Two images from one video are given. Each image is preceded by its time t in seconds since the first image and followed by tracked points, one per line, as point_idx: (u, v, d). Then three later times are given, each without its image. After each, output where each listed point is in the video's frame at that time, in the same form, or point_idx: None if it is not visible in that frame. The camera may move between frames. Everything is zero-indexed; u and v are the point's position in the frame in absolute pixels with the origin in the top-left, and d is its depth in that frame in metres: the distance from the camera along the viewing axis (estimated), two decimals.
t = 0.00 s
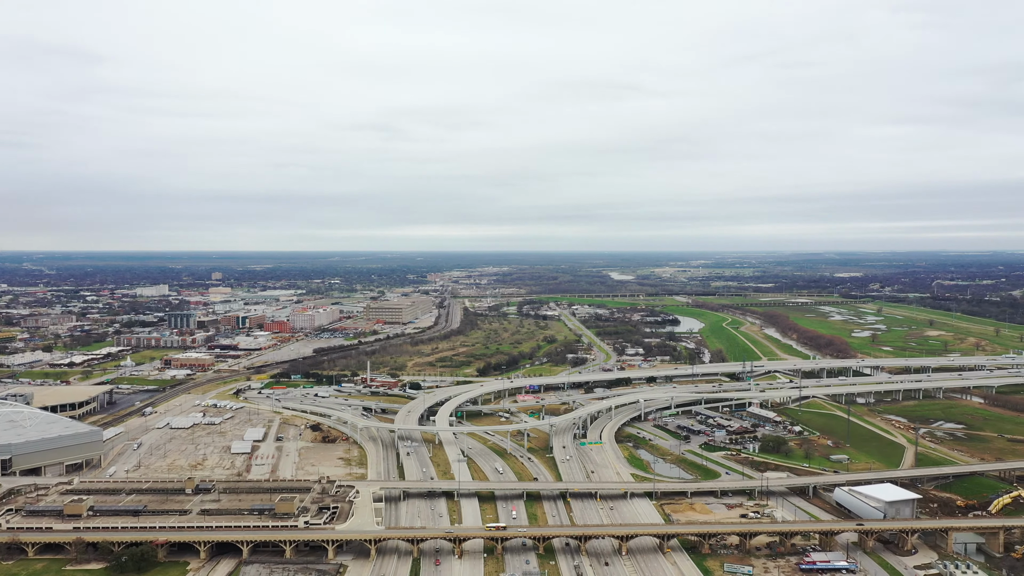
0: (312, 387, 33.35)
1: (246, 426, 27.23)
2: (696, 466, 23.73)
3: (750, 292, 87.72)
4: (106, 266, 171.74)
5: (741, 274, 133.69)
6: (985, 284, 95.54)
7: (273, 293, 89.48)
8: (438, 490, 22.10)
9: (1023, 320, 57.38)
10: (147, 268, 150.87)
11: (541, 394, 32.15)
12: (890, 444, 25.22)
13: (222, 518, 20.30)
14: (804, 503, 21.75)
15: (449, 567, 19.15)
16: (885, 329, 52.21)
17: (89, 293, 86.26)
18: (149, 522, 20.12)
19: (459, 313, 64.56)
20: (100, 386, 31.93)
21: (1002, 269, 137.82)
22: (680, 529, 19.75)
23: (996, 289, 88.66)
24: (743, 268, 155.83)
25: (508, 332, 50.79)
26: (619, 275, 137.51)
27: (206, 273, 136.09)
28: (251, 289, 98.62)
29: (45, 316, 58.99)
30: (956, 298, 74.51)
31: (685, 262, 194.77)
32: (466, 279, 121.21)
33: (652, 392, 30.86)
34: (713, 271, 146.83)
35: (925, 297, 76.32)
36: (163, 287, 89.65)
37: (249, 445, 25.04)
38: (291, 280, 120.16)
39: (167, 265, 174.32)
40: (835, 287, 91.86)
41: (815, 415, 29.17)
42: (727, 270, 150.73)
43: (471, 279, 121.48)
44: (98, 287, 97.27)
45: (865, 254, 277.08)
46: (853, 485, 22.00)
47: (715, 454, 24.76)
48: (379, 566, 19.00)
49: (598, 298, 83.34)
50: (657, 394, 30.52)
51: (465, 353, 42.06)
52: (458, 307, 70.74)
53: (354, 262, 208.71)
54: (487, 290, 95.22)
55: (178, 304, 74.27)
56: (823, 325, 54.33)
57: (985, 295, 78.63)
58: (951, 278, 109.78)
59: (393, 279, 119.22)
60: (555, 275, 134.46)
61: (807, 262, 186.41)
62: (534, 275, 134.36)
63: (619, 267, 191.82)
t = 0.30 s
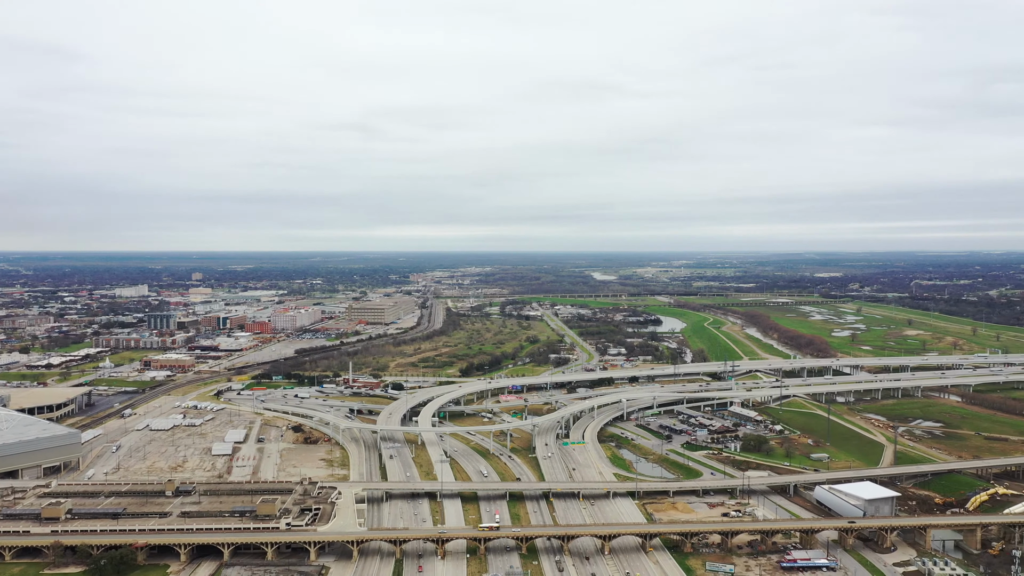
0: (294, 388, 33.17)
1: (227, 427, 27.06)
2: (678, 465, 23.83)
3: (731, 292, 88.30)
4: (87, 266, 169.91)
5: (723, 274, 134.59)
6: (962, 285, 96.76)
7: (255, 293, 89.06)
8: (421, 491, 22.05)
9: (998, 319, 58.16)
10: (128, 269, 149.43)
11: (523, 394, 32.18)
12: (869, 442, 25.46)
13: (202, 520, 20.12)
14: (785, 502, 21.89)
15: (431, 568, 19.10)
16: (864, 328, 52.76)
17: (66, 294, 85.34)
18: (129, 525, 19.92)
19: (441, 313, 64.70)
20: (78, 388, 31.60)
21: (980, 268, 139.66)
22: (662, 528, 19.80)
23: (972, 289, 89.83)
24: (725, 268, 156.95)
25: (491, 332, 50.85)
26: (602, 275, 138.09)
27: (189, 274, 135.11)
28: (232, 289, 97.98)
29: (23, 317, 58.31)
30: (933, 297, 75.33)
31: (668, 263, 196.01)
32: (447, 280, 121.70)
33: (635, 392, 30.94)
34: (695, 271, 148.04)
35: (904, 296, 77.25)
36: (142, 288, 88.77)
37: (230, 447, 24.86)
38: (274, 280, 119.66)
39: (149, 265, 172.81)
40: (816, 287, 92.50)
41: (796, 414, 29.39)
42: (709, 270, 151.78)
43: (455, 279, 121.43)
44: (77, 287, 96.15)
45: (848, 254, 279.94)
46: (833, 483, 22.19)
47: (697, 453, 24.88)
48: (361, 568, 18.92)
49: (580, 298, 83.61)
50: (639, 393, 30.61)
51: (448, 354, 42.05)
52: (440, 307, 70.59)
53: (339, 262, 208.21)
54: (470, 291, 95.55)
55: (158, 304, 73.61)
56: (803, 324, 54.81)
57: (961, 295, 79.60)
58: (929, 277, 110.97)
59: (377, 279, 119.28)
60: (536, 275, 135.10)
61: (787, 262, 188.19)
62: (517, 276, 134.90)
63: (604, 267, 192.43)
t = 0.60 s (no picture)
0: (276, 389, 33.00)
1: (208, 429, 26.87)
2: (660, 464, 23.94)
3: (712, 292, 88.70)
4: (67, 266, 168.01)
5: (703, 274, 135.25)
6: (940, 285, 97.76)
7: (236, 293, 88.50)
8: (404, 491, 22.00)
9: (975, 319, 58.83)
10: (109, 269, 147.87)
11: (506, 394, 32.20)
12: (849, 440, 25.69)
13: (183, 523, 19.95)
14: (766, 500, 22.02)
15: (414, 569, 19.04)
16: (844, 327, 53.27)
17: (43, 294, 84.39)
18: (108, 528, 19.71)
19: (423, 313, 64.85)
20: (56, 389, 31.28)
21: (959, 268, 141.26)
22: (645, 528, 19.86)
23: (949, 288, 90.81)
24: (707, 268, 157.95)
25: (474, 332, 50.90)
26: (583, 275, 138.81)
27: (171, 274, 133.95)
28: (212, 289, 97.31)
29: None
30: (912, 297, 76.13)
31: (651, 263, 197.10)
32: (429, 279, 122.10)
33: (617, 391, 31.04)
34: (677, 271, 148.88)
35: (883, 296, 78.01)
36: (122, 288, 87.90)
37: (211, 448, 24.69)
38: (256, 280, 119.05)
39: (131, 266, 171.12)
40: (797, 287, 92.81)
41: (777, 412, 29.62)
42: (692, 270, 152.73)
43: (437, 279, 121.80)
44: (55, 288, 95.01)
45: (831, 254, 282.67)
46: (814, 482, 22.35)
47: (679, 453, 24.99)
48: (344, 569, 18.83)
49: (562, 298, 83.86)
50: (622, 393, 30.71)
51: (431, 354, 42.04)
52: (423, 307, 70.50)
53: (324, 262, 207.49)
54: (453, 291, 95.82)
55: (137, 304, 72.97)
56: (784, 324, 55.27)
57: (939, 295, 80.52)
58: (908, 278, 111.92)
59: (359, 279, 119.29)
60: (519, 275, 135.51)
61: (768, 262, 189.91)
62: (500, 275, 135.31)
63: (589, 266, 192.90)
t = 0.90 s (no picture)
0: (257, 390, 32.82)
1: (189, 430, 26.68)
2: (643, 464, 24.02)
3: (694, 292, 89.03)
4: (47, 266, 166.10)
5: (685, 274, 135.53)
6: (918, 284, 98.71)
7: (217, 294, 87.94)
8: (387, 492, 21.93)
9: (953, 318, 59.45)
10: (90, 270, 146.28)
11: (489, 394, 32.22)
12: (830, 439, 25.90)
13: (163, 525, 19.76)
14: (747, 499, 22.15)
15: (397, 570, 18.97)
16: (825, 327, 53.74)
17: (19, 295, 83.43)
18: (87, 530, 19.47)
19: (406, 313, 64.90)
20: (34, 391, 30.91)
21: (938, 268, 142.79)
22: (628, 527, 19.89)
23: (928, 288, 91.72)
24: (689, 268, 158.52)
25: (456, 332, 50.88)
26: (567, 275, 138.99)
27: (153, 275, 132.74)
28: (192, 290, 96.59)
29: None
30: (891, 297, 76.68)
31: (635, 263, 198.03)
32: (411, 279, 122.18)
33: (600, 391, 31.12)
34: (659, 271, 149.60)
35: (863, 296, 78.64)
36: (101, 289, 87.14)
37: (192, 450, 24.51)
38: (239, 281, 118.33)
39: (112, 266, 169.40)
40: (778, 287, 93.10)
41: (759, 411, 29.83)
42: (675, 270, 153.39)
43: (420, 279, 122.18)
44: (32, 288, 93.89)
45: (814, 254, 285.25)
46: (794, 480, 22.51)
47: (662, 452, 25.09)
48: (326, 571, 18.72)
49: (545, 298, 83.95)
50: (605, 393, 30.79)
51: (413, 354, 41.94)
52: (406, 308, 70.30)
53: (309, 262, 206.76)
54: (435, 291, 95.91)
55: (117, 305, 72.28)
56: (765, 323, 55.69)
57: (917, 295, 81.30)
58: (887, 277, 112.56)
59: (342, 279, 119.15)
60: (501, 275, 135.68)
61: (751, 262, 191.26)
62: (481, 275, 135.63)
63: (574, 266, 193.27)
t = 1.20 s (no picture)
0: (238, 391, 32.63)
1: (169, 432, 26.46)
2: (626, 463, 24.10)
3: (677, 292, 89.44)
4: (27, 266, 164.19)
5: (668, 274, 135.91)
6: (898, 284, 99.50)
7: (197, 294, 87.33)
8: (370, 493, 21.86)
9: (931, 317, 60.12)
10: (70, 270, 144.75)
11: (472, 394, 32.21)
12: (810, 438, 26.10)
13: (143, 527, 19.57)
14: (729, 497, 22.28)
15: (380, 571, 18.90)
16: (806, 326, 54.12)
17: None
18: (66, 533, 19.25)
19: (389, 313, 64.88)
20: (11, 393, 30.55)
21: (918, 268, 144.41)
22: (611, 526, 19.94)
23: (906, 287, 92.76)
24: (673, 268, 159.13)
25: (439, 333, 50.80)
26: (550, 275, 139.26)
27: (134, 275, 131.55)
28: (172, 290, 95.90)
29: None
30: (871, 297, 75.91)
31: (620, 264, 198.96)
32: (394, 279, 122.12)
33: (583, 391, 31.22)
34: (641, 271, 150.22)
35: (844, 296, 79.29)
36: (79, 290, 86.25)
37: (172, 451, 24.32)
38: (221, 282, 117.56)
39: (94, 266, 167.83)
40: (759, 287, 93.42)
41: (741, 410, 30.02)
42: (659, 270, 154.10)
43: (403, 279, 122.65)
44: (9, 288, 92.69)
45: (796, 254, 288.12)
46: (776, 479, 22.66)
47: (645, 451, 25.17)
48: (309, 572, 18.60)
49: (528, 298, 83.96)
50: (588, 393, 30.88)
51: (396, 354, 41.81)
52: (389, 308, 70.16)
53: (292, 262, 205.79)
54: (418, 291, 95.99)
55: (96, 305, 71.55)
56: (747, 323, 56.03)
57: (896, 295, 82.01)
58: (867, 277, 113.19)
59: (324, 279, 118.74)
60: (486, 275, 135.73)
61: (733, 262, 192.82)
62: (464, 275, 135.89)
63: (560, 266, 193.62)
